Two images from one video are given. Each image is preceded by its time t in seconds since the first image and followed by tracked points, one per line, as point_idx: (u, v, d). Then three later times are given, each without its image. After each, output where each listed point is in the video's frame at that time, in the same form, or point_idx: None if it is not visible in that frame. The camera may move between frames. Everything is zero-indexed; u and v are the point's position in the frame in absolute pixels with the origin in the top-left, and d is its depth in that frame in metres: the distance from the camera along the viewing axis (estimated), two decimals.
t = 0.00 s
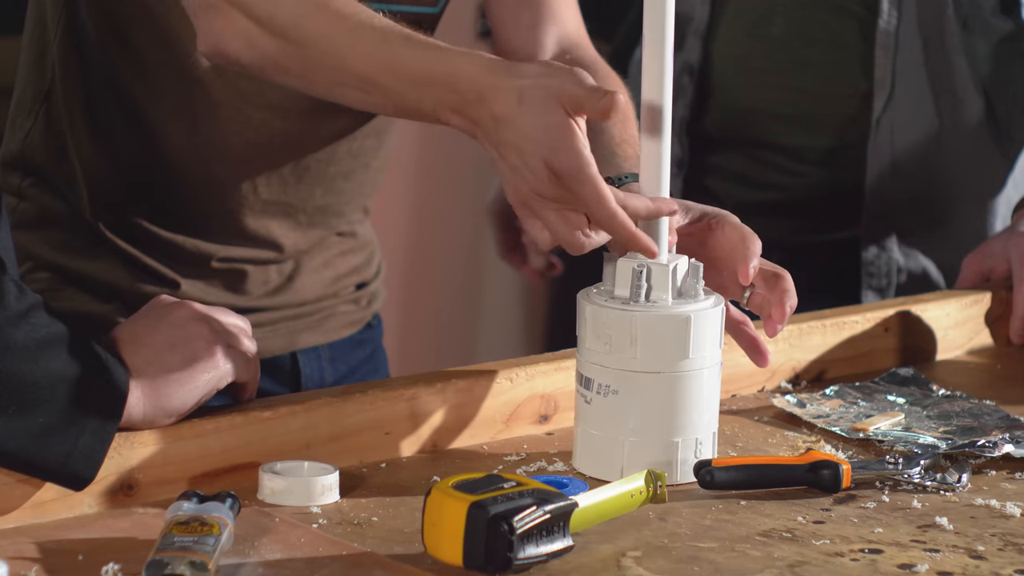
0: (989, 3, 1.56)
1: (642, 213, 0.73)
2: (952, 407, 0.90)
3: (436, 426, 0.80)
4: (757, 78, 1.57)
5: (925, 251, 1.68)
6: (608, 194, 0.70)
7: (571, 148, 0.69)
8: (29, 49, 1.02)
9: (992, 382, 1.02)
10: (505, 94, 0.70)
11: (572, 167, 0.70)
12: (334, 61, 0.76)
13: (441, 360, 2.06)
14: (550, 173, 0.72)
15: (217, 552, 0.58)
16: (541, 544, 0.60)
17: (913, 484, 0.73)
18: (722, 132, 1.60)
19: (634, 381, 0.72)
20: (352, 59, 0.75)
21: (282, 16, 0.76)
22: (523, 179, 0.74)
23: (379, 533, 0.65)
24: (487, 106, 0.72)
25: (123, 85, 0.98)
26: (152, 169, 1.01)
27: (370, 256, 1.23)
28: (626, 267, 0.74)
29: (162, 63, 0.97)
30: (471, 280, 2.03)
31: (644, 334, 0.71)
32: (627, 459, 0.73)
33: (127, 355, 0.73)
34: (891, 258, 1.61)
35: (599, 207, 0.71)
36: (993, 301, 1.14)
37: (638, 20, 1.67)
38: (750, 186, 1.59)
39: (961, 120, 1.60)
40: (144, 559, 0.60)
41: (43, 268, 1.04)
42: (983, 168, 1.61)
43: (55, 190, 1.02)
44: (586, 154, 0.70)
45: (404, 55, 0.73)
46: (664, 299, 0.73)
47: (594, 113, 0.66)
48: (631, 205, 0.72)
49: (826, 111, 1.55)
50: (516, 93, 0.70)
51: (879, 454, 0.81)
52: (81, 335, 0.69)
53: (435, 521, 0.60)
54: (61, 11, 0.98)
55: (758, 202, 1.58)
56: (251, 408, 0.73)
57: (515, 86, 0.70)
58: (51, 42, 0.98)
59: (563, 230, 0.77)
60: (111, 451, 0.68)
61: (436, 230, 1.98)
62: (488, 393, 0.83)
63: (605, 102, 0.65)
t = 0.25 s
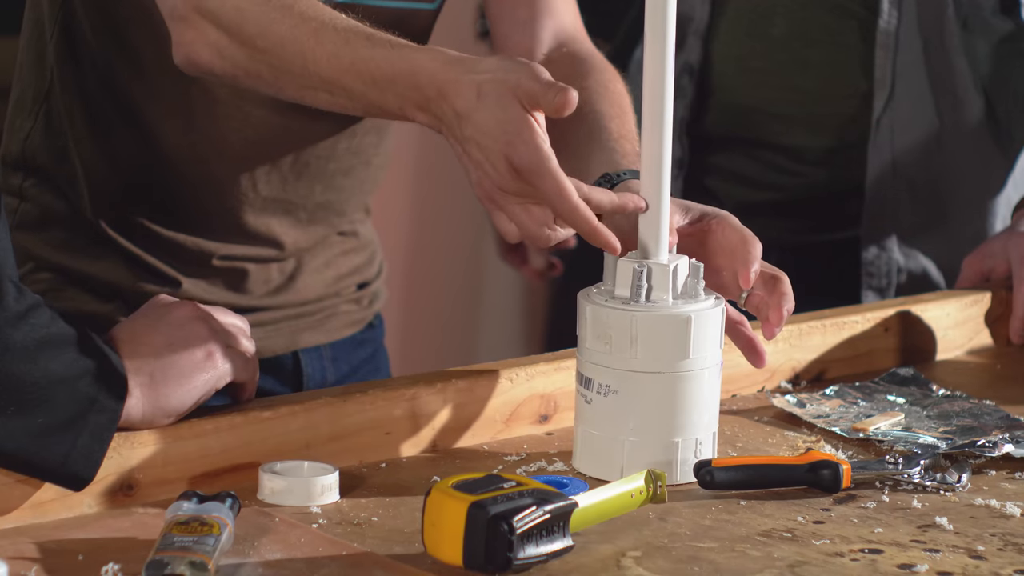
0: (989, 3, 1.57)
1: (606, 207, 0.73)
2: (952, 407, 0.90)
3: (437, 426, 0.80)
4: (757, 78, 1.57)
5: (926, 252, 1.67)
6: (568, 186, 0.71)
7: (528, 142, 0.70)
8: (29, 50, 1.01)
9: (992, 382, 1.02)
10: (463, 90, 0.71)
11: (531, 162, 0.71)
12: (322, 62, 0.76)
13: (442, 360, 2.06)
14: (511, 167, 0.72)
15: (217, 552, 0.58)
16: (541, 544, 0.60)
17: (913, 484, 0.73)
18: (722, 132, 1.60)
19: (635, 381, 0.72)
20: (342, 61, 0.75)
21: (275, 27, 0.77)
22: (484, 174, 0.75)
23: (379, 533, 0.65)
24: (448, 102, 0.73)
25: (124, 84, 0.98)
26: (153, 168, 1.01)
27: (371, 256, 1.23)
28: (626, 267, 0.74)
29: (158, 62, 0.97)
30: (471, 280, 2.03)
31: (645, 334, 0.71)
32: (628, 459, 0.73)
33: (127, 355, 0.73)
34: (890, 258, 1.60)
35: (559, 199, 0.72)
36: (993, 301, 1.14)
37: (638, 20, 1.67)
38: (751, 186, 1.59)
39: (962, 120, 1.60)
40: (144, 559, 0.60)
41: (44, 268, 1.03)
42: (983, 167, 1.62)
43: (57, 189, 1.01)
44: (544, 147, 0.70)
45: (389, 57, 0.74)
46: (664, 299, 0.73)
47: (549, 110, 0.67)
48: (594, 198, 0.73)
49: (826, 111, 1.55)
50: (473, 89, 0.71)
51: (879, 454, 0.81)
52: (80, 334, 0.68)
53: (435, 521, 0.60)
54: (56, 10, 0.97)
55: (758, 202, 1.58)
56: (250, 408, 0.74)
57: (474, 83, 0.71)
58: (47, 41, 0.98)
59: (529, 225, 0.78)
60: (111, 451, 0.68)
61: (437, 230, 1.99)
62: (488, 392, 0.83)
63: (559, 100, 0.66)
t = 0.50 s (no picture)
0: (989, 3, 1.57)
1: (605, 210, 0.74)
2: (952, 407, 0.90)
3: (437, 426, 0.80)
4: (757, 78, 1.57)
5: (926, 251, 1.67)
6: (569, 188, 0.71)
7: (529, 144, 0.70)
8: (25, 51, 1.01)
9: (992, 382, 1.02)
10: (464, 91, 0.71)
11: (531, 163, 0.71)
12: (322, 62, 0.76)
13: (441, 360, 2.06)
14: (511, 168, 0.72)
15: (217, 552, 0.58)
16: (541, 544, 0.60)
17: (913, 484, 0.73)
18: (721, 132, 1.61)
19: (634, 381, 0.72)
20: (342, 61, 0.75)
21: (276, 28, 0.77)
22: (485, 176, 0.75)
23: (379, 533, 0.65)
24: (449, 103, 0.72)
25: (121, 84, 0.98)
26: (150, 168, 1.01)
27: (370, 255, 1.23)
28: (626, 267, 0.74)
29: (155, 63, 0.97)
30: (471, 280, 2.03)
31: (644, 334, 0.71)
32: (627, 459, 0.73)
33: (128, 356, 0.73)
34: (890, 258, 1.60)
35: (560, 202, 0.71)
36: (992, 301, 1.14)
37: (638, 20, 1.67)
38: (750, 186, 1.59)
39: (961, 120, 1.60)
40: (144, 559, 0.60)
41: (42, 269, 1.03)
42: (982, 168, 1.62)
43: (55, 190, 1.01)
44: (545, 149, 0.70)
45: (389, 57, 0.74)
46: (664, 299, 0.73)
47: (551, 111, 0.67)
48: (594, 201, 0.74)
49: (826, 111, 1.55)
50: (473, 90, 0.71)
51: (879, 454, 0.81)
52: (83, 335, 0.69)
53: (435, 521, 0.60)
54: (53, 11, 0.97)
55: (758, 202, 1.58)
56: (250, 408, 0.74)
57: (474, 84, 0.71)
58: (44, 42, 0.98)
59: (530, 227, 0.78)
60: (110, 451, 0.68)
61: (437, 231, 1.99)
62: (488, 392, 0.83)
63: (561, 102, 0.66)
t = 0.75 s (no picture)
0: (989, 3, 1.56)
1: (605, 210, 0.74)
2: (952, 407, 0.90)
3: (436, 426, 0.80)
4: (757, 78, 1.56)
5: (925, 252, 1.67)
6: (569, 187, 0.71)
7: (529, 144, 0.70)
8: (23, 50, 1.00)
9: (992, 382, 1.02)
10: (464, 91, 0.71)
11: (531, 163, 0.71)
12: (322, 62, 0.75)
13: (441, 360, 2.06)
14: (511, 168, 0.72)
15: (217, 552, 0.58)
16: (541, 544, 0.60)
17: (913, 484, 0.73)
18: (721, 132, 1.60)
19: (634, 381, 0.72)
20: (342, 61, 0.75)
21: (276, 27, 0.76)
22: (485, 175, 0.75)
23: (379, 533, 0.65)
24: (449, 103, 0.72)
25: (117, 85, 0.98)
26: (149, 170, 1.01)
27: (367, 255, 1.23)
28: (626, 267, 0.74)
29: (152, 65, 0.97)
30: (471, 280, 2.03)
31: (645, 334, 0.71)
32: (627, 459, 0.73)
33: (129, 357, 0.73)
34: (890, 258, 1.60)
35: (560, 201, 0.71)
36: (992, 301, 1.14)
37: (638, 20, 1.67)
38: (750, 186, 1.59)
39: (962, 120, 1.60)
40: (144, 559, 0.60)
41: (39, 268, 1.03)
42: (982, 168, 1.62)
43: (52, 190, 1.01)
44: (545, 150, 0.70)
45: (389, 58, 0.74)
46: (664, 299, 0.73)
47: (551, 112, 0.67)
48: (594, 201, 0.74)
49: (826, 111, 1.55)
50: (473, 90, 0.71)
51: (879, 454, 0.81)
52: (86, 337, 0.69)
53: (435, 521, 0.60)
54: (51, 10, 0.97)
55: (758, 202, 1.58)
56: (250, 408, 0.73)
57: (474, 84, 0.71)
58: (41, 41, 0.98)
59: (529, 226, 0.78)
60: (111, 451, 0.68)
61: (436, 231, 1.99)
62: (488, 392, 0.83)
63: (561, 103, 0.66)
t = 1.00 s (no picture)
0: (990, 3, 1.56)
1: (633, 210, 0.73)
2: (952, 407, 0.90)
3: (436, 426, 0.80)
4: (757, 78, 1.56)
5: (925, 252, 1.67)
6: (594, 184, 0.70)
7: (552, 142, 0.70)
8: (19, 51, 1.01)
9: (992, 382, 1.02)
10: (485, 91, 0.71)
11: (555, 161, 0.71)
12: (342, 61, 0.74)
13: (441, 360, 2.06)
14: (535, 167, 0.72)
15: (217, 552, 0.58)
16: (541, 544, 0.60)
17: (913, 484, 0.73)
18: (721, 132, 1.60)
19: (634, 381, 0.72)
20: (362, 59, 0.74)
21: (296, 24, 0.75)
22: (510, 177, 0.75)
23: (379, 533, 0.65)
24: (470, 104, 0.72)
25: (112, 86, 0.98)
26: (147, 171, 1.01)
27: (365, 255, 1.23)
28: (626, 267, 0.74)
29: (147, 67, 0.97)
30: (471, 278, 2.03)
31: (644, 334, 0.71)
32: (627, 459, 0.73)
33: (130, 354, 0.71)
34: (891, 258, 1.61)
35: (586, 198, 0.71)
36: (993, 301, 1.14)
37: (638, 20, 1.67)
38: (750, 186, 1.59)
39: (961, 120, 1.60)
40: (144, 559, 0.60)
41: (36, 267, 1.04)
42: (982, 168, 1.62)
43: (49, 191, 1.02)
44: (569, 146, 0.70)
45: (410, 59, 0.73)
46: (663, 299, 0.73)
47: (575, 104, 0.67)
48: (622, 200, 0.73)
49: (826, 111, 1.54)
50: (494, 90, 0.70)
51: (879, 454, 0.81)
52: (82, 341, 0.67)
53: (435, 521, 0.60)
54: (50, 11, 0.96)
55: (758, 202, 1.58)
56: (250, 408, 0.73)
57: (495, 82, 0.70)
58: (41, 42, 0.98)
59: (554, 228, 0.77)
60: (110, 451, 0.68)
61: (437, 230, 1.99)
62: (488, 392, 0.83)
63: (584, 94, 0.66)
